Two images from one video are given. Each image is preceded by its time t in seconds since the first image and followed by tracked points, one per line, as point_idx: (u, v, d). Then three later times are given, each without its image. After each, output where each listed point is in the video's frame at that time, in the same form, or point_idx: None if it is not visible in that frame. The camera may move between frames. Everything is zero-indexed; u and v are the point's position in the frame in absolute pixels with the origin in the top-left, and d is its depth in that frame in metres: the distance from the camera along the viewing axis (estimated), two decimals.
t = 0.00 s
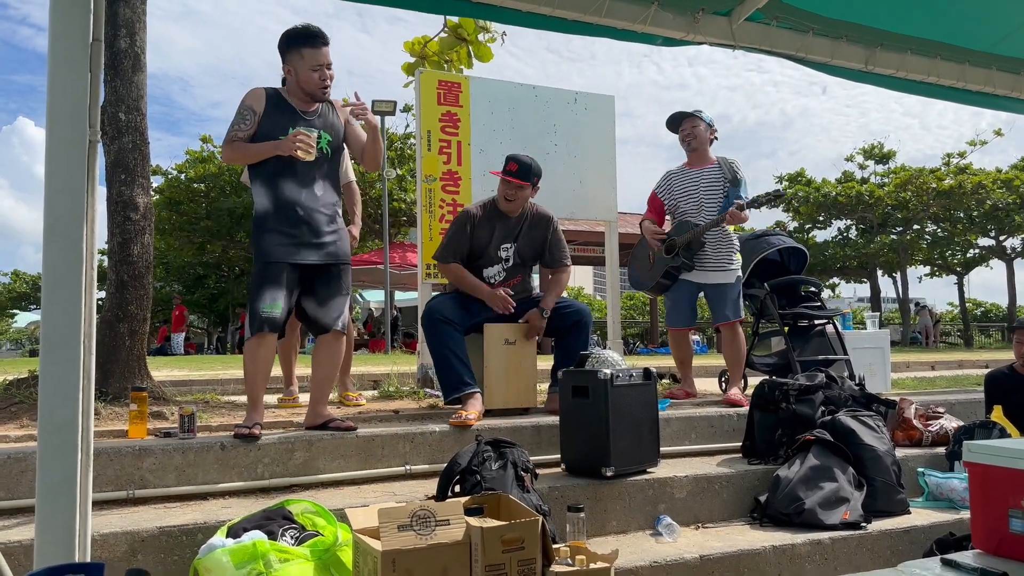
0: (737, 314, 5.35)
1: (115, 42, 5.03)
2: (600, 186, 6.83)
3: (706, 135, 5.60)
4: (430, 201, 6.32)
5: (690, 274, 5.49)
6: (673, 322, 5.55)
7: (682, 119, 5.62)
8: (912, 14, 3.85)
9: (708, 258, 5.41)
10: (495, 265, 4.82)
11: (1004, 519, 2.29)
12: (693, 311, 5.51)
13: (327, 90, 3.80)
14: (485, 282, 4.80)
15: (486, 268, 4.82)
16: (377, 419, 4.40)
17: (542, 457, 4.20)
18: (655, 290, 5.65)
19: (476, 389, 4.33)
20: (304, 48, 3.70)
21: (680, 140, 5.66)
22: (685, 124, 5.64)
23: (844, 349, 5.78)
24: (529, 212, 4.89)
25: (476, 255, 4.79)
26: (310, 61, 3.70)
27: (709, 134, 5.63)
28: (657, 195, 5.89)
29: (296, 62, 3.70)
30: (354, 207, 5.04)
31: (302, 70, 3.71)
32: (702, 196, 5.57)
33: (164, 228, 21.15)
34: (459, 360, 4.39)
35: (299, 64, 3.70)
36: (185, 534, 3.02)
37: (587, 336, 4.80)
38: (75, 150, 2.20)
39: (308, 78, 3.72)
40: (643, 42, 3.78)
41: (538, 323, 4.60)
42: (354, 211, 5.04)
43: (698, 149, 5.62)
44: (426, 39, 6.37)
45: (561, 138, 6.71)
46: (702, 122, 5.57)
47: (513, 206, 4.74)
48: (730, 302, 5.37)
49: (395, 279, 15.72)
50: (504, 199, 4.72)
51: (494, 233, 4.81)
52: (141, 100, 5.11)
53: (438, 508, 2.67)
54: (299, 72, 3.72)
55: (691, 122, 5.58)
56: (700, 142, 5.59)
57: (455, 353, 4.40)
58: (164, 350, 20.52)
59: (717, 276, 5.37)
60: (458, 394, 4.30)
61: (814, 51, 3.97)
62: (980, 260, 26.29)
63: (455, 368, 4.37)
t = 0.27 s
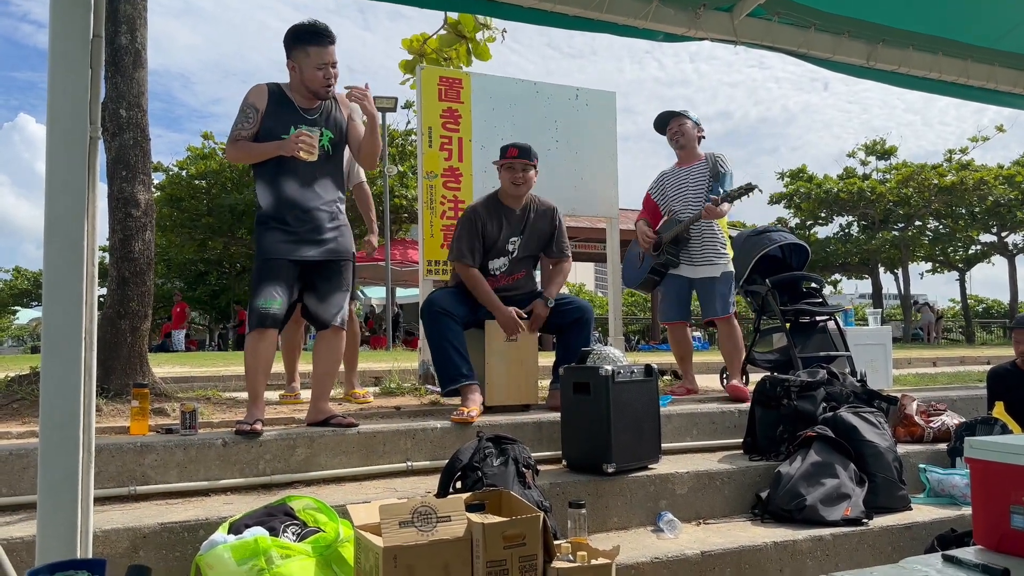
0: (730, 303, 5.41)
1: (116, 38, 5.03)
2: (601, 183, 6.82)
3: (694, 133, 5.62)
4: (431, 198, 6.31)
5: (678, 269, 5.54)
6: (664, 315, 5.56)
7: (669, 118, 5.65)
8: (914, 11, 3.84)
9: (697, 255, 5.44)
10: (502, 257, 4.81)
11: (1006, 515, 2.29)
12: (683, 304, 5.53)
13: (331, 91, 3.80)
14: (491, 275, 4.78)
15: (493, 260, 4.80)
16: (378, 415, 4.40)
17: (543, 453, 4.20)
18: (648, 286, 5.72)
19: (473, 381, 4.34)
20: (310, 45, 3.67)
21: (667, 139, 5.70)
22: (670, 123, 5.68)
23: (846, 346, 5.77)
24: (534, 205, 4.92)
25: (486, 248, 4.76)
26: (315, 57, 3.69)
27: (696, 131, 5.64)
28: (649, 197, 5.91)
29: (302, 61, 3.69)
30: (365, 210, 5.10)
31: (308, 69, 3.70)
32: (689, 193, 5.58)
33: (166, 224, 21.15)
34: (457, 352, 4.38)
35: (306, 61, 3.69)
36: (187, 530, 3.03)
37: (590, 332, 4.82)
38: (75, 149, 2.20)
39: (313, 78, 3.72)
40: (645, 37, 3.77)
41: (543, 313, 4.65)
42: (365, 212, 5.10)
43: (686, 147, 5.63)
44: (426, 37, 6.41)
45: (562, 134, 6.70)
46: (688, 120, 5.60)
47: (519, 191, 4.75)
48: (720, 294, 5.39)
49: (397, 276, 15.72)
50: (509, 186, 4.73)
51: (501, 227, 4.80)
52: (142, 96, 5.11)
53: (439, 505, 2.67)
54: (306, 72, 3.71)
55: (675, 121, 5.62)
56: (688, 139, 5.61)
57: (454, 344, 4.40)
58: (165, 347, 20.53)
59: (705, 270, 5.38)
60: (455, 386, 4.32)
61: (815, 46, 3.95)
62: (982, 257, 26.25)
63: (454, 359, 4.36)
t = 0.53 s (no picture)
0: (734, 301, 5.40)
1: (116, 33, 5.01)
2: (602, 179, 6.81)
3: (693, 127, 5.60)
4: (432, 193, 6.30)
5: (678, 266, 5.56)
6: (666, 313, 5.54)
7: (667, 114, 5.63)
8: (917, 6, 3.83)
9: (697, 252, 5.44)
10: (505, 256, 4.80)
11: (1006, 511, 2.28)
12: (687, 304, 5.51)
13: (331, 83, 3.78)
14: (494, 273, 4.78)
15: (496, 258, 4.80)
16: (379, 411, 4.40)
17: (544, 449, 4.20)
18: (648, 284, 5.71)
19: (475, 375, 4.34)
20: (310, 37, 3.65)
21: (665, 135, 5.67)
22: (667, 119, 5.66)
23: (846, 342, 5.77)
24: (539, 205, 4.92)
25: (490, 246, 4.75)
26: (315, 49, 3.66)
27: (695, 126, 5.62)
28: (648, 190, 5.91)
29: (302, 52, 3.67)
30: (382, 208, 5.20)
31: (307, 59, 3.68)
32: (689, 189, 5.57)
33: (166, 220, 21.14)
34: (459, 346, 4.38)
35: (306, 53, 3.67)
36: (187, 526, 3.03)
37: (592, 329, 4.81)
38: (75, 144, 2.19)
39: (313, 69, 3.69)
40: (645, 33, 3.75)
41: (542, 310, 4.66)
42: (382, 211, 5.20)
43: (686, 141, 5.61)
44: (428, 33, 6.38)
45: (563, 130, 6.69)
46: (687, 115, 5.57)
47: (525, 187, 4.74)
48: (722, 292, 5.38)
49: (397, 272, 15.71)
50: (512, 182, 4.74)
51: (505, 225, 4.79)
52: (142, 92, 5.10)
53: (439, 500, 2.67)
54: (305, 63, 3.68)
55: (672, 116, 5.60)
56: (688, 133, 5.59)
57: (454, 339, 4.40)
58: (166, 343, 20.53)
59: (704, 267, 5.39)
60: (456, 379, 4.32)
61: (817, 42, 3.93)
62: (983, 253, 26.23)
63: (454, 353, 4.36)
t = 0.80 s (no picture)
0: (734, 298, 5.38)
1: (116, 28, 5.00)
2: (603, 175, 6.80)
3: (705, 122, 5.54)
4: (432, 190, 6.30)
5: (683, 263, 5.51)
6: (667, 310, 5.54)
7: (679, 107, 5.56)
8: (919, 4, 3.82)
9: (706, 251, 5.41)
10: (502, 247, 4.79)
11: (1006, 508, 2.29)
12: (687, 300, 5.49)
13: (332, 80, 3.77)
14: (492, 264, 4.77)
15: (493, 250, 4.79)
16: (379, 407, 4.40)
17: (543, 445, 4.20)
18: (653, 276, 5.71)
19: (477, 375, 4.34)
20: (312, 32, 3.65)
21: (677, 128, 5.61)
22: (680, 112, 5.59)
23: (846, 339, 5.77)
24: (536, 194, 4.91)
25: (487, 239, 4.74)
26: (317, 44, 3.66)
27: (707, 120, 5.55)
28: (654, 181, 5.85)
29: (304, 48, 3.67)
30: (393, 206, 5.23)
31: (309, 55, 3.67)
32: (699, 187, 5.54)
33: (166, 216, 21.13)
34: (460, 348, 4.38)
35: (307, 47, 3.66)
36: (187, 521, 3.03)
37: (592, 326, 4.81)
38: (75, 140, 2.19)
39: (314, 64, 3.68)
40: (647, 28, 3.74)
41: (544, 304, 4.62)
42: (392, 209, 5.22)
43: (697, 136, 5.56)
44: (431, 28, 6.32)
45: (564, 126, 6.68)
46: (700, 108, 5.50)
47: (520, 180, 4.76)
48: (725, 289, 5.36)
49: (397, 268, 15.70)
50: (511, 176, 4.74)
51: (501, 215, 4.79)
52: (143, 87, 5.10)
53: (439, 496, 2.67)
54: (307, 58, 3.68)
55: (687, 109, 5.53)
56: (700, 129, 5.54)
57: (455, 340, 4.40)
58: (166, 338, 20.54)
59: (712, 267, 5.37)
60: (458, 380, 4.31)
61: (818, 38, 3.92)
62: (983, 251, 26.23)
63: (455, 355, 4.36)
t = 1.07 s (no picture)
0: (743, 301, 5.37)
1: (116, 23, 4.99)
2: (603, 173, 6.79)
3: (724, 115, 5.54)
4: (432, 187, 6.29)
5: (694, 263, 5.48)
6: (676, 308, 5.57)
7: (699, 96, 5.56)
8: (920, 2, 3.80)
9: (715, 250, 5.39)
10: (498, 246, 4.79)
11: (1006, 507, 2.29)
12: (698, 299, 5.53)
13: (322, 65, 3.76)
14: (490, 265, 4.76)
15: (490, 251, 4.77)
16: (379, 404, 4.40)
17: (543, 443, 4.20)
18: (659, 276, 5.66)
19: (475, 373, 4.33)
20: (299, 17, 3.66)
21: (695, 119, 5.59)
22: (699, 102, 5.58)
23: (847, 338, 5.76)
24: (525, 192, 4.92)
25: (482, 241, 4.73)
26: (305, 28, 3.66)
27: (726, 113, 5.57)
28: (665, 175, 5.81)
29: (292, 33, 3.67)
30: (398, 203, 5.23)
31: (297, 40, 3.67)
32: (711, 183, 5.52)
33: (166, 212, 21.11)
34: (459, 345, 4.38)
35: (295, 32, 3.66)
36: (186, 517, 3.03)
37: (592, 323, 4.80)
38: (74, 138, 2.18)
39: (303, 48, 3.68)
40: (648, 26, 3.73)
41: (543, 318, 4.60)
42: (397, 205, 5.23)
43: (713, 127, 5.56)
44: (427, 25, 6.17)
45: (564, 124, 6.68)
46: (720, 100, 5.52)
47: (510, 175, 4.76)
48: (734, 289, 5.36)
49: (397, 265, 15.70)
50: (501, 172, 4.74)
51: (494, 215, 4.78)
52: (143, 83, 5.09)
53: (439, 493, 2.66)
54: (295, 43, 3.68)
55: (706, 99, 5.53)
56: (716, 121, 5.54)
57: (455, 338, 4.40)
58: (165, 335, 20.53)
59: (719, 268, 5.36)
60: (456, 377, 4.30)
61: (820, 36, 3.92)
62: (983, 250, 26.25)
63: (455, 352, 4.36)
